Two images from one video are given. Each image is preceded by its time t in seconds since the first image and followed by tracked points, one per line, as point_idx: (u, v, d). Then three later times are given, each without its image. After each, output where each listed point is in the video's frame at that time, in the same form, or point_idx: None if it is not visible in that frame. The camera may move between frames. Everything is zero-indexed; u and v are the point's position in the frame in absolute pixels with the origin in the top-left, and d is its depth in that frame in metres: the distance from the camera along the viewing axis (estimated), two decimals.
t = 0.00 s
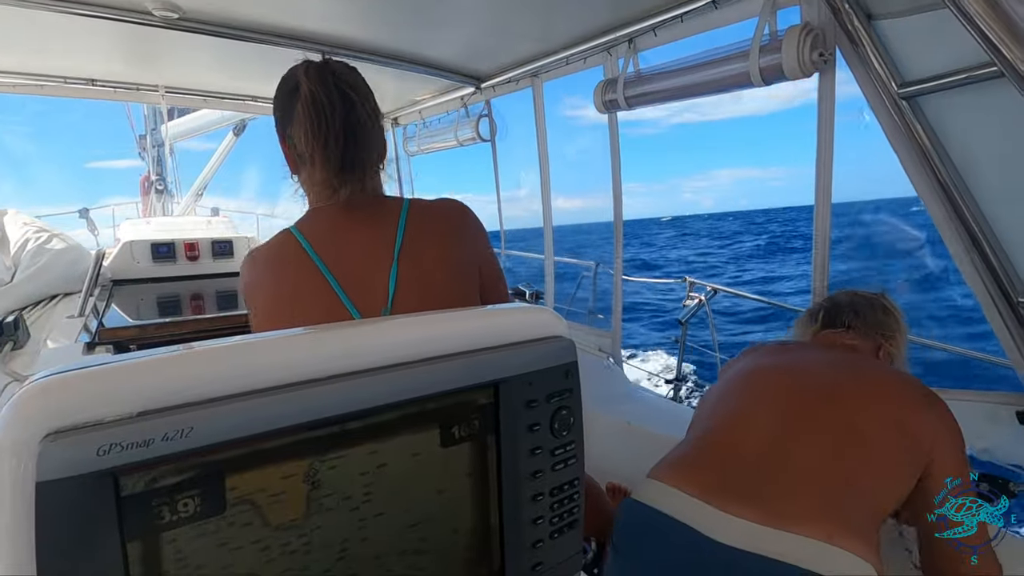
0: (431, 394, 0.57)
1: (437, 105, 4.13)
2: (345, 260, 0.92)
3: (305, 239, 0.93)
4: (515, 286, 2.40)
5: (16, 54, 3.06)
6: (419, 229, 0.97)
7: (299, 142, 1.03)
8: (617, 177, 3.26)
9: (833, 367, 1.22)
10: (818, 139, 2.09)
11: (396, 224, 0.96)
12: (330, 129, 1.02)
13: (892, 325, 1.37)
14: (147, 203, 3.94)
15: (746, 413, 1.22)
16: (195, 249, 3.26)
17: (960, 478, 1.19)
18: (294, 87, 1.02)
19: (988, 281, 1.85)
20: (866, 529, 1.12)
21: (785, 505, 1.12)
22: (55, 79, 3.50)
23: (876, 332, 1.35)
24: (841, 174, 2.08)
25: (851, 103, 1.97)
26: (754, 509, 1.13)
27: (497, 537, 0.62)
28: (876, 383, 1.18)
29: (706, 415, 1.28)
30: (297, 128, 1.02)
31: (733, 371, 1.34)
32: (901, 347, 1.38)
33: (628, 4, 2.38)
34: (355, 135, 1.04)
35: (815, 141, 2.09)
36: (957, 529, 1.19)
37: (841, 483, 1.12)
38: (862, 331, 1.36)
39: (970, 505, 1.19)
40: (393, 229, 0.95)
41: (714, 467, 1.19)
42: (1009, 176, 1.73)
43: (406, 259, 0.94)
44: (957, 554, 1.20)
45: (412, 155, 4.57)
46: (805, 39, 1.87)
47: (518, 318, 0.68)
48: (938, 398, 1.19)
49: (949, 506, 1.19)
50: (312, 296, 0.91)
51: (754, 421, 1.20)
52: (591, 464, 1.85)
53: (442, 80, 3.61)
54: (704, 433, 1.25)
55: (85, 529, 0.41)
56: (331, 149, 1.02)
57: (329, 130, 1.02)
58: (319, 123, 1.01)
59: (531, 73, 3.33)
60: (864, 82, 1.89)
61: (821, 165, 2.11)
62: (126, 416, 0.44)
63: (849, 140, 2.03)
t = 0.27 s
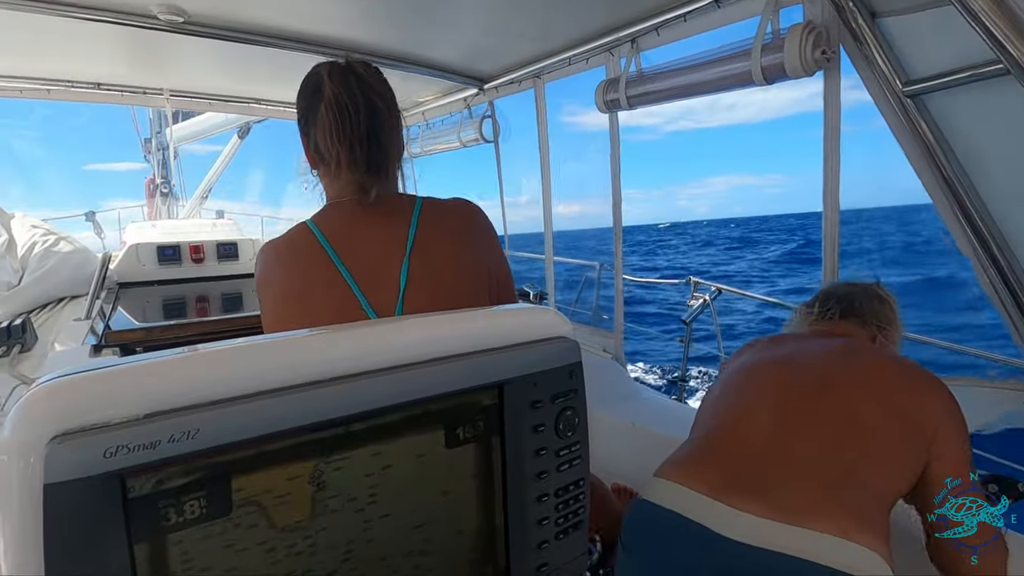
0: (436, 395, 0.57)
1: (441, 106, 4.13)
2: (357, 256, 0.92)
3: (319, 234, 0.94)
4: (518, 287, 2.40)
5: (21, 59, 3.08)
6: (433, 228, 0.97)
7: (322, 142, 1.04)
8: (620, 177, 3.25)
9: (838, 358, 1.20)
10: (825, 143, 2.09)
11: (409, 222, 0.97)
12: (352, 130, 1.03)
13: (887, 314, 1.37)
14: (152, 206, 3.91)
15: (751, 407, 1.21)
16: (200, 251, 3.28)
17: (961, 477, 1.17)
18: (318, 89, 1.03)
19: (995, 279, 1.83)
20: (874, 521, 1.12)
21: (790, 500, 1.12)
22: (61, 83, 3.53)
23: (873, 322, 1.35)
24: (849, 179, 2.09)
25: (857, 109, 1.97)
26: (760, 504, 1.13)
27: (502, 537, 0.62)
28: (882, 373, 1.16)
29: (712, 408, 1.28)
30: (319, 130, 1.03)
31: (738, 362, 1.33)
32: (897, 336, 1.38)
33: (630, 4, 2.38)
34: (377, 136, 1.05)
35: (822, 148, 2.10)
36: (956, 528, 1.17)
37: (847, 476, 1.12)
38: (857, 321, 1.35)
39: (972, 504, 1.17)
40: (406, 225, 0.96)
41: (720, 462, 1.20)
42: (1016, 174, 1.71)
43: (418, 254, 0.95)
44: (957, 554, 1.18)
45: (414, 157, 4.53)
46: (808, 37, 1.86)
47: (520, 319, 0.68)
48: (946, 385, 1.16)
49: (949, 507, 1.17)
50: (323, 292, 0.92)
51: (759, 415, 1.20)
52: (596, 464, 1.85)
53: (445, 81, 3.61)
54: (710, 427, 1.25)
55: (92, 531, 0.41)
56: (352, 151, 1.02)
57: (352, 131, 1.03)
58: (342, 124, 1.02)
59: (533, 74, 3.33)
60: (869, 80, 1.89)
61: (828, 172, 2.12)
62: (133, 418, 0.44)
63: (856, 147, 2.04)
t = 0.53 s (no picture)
0: (445, 401, 0.57)
1: (447, 113, 4.15)
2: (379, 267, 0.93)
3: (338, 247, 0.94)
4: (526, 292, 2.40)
5: (34, 73, 3.12)
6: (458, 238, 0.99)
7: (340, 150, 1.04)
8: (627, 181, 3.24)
9: (849, 356, 1.20)
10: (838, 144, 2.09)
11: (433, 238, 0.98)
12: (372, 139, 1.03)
13: (901, 313, 1.36)
14: (161, 215, 3.96)
15: (763, 408, 1.20)
16: (210, 260, 3.30)
17: (960, 478, 1.17)
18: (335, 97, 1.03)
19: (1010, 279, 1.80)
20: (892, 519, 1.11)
21: (807, 501, 1.10)
22: (75, 96, 3.60)
23: (885, 321, 1.34)
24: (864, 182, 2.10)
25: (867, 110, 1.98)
26: (777, 507, 1.12)
27: (512, 543, 0.62)
28: (893, 369, 1.16)
29: (723, 410, 1.26)
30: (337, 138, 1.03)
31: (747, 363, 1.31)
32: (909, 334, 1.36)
33: (634, 7, 2.39)
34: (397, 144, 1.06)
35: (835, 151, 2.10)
36: (957, 528, 1.22)
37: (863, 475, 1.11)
38: (869, 321, 1.35)
39: (973, 505, 1.18)
40: (430, 238, 0.97)
41: (734, 465, 1.18)
42: None
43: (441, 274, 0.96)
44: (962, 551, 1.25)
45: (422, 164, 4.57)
46: (814, 37, 1.85)
47: (528, 324, 0.67)
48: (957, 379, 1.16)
49: (949, 506, 1.21)
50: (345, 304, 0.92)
51: (772, 415, 1.19)
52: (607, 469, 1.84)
53: (450, 88, 3.62)
54: (722, 430, 1.23)
55: (105, 539, 0.41)
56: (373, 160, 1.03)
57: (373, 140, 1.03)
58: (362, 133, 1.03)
59: (539, 79, 3.32)
60: (878, 80, 1.87)
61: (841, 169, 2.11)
62: (145, 427, 0.44)
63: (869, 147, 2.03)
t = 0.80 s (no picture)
0: (456, 410, 0.57)
1: (455, 123, 4.17)
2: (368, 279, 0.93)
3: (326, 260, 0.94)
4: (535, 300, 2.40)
5: (50, 92, 3.18)
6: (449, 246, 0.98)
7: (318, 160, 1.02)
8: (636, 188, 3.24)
9: (860, 354, 1.18)
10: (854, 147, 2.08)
11: (415, 247, 0.97)
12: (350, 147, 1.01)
13: (910, 307, 1.34)
14: (175, 228, 4.16)
15: (774, 411, 1.20)
16: (222, 272, 3.32)
17: (960, 478, 1.16)
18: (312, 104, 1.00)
19: None
20: (911, 520, 1.09)
21: (822, 503, 1.09)
22: (90, 113, 3.66)
23: (893, 318, 1.33)
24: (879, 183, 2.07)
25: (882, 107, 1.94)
26: (790, 509, 1.11)
27: (524, 552, 0.62)
28: (905, 366, 1.14)
29: (736, 415, 1.26)
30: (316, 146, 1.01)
31: (760, 366, 1.31)
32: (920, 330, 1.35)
33: (640, 14, 2.39)
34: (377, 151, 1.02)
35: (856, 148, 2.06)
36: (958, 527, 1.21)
37: (878, 475, 1.09)
38: (876, 317, 1.33)
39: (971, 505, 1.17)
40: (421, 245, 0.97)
41: (748, 469, 1.18)
42: None
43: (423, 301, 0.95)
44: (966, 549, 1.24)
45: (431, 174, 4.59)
46: (821, 40, 1.85)
47: (538, 331, 0.68)
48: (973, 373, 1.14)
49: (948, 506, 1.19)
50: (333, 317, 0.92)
51: (784, 417, 1.18)
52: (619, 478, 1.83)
53: (458, 98, 3.64)
54: (735, 434, 1.23)
55: (120, 550, 0.42)
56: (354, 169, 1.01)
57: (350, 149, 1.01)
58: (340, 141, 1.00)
59: (546, 87, 3.34)
60: (887, 82, 1.87)
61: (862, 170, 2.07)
62: (159, 438, 0.45)
63: (886, 144, 1.98)
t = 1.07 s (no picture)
0: (467, 417, 0.57)
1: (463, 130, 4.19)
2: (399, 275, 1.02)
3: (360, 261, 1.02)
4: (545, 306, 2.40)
5: (65, 105, 3.23)
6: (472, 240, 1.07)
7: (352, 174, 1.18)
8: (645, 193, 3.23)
9: (871, 361, 1.18)
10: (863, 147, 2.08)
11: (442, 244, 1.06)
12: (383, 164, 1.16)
13: (927, 312, 1.32)
14: (187, 238, 4.18)
15: (786, 420, 1.19)
16: (233, 281, 3.35)
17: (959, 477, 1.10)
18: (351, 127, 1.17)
19: None
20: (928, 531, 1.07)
21: (833, 513, 1.08)
22: (104, 125, 3.70)
23: (910, 324, 1.31)
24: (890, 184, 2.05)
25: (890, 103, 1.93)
26: (801, 519, 1.10)
27: (536, 560, 0.61)
28: (917, 371, 1.13)
29: (747, 425, 1.26)
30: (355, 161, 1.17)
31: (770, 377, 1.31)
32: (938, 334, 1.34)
33: (647, 20, 2.40)
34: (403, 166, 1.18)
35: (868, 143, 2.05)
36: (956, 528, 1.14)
37: (892, 485, 1.07)
38: (891, 323, 1.32)
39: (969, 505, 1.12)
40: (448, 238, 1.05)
41: (760, 480, 1.17)
42: None
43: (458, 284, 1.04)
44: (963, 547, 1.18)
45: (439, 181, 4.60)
46: (829, 43, 1.84)
47: (550, 338, 0.67)
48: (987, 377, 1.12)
49: (949, 507, 1.11)
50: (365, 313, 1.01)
51: (795, 427, 1.18)
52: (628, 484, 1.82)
53: (465, 106, 3.66)
54: (747, 445, 1.23)
55: (135, 557, 0.42)
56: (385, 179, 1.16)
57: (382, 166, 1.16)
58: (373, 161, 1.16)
59: (553, 94, 3.34)
60: (897, 85, 1.85)
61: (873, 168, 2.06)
62: (172, 446, 0.45)
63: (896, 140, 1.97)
